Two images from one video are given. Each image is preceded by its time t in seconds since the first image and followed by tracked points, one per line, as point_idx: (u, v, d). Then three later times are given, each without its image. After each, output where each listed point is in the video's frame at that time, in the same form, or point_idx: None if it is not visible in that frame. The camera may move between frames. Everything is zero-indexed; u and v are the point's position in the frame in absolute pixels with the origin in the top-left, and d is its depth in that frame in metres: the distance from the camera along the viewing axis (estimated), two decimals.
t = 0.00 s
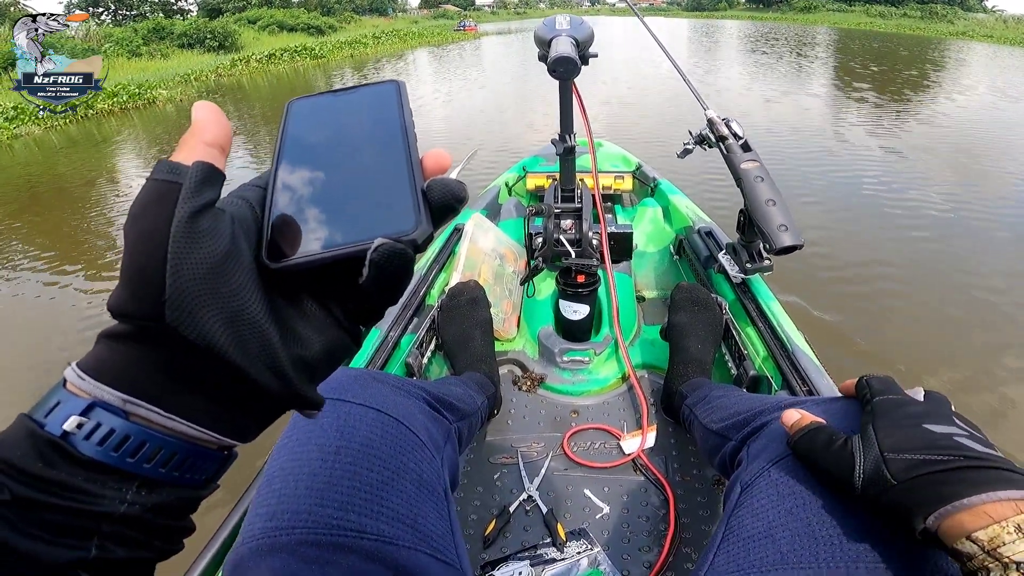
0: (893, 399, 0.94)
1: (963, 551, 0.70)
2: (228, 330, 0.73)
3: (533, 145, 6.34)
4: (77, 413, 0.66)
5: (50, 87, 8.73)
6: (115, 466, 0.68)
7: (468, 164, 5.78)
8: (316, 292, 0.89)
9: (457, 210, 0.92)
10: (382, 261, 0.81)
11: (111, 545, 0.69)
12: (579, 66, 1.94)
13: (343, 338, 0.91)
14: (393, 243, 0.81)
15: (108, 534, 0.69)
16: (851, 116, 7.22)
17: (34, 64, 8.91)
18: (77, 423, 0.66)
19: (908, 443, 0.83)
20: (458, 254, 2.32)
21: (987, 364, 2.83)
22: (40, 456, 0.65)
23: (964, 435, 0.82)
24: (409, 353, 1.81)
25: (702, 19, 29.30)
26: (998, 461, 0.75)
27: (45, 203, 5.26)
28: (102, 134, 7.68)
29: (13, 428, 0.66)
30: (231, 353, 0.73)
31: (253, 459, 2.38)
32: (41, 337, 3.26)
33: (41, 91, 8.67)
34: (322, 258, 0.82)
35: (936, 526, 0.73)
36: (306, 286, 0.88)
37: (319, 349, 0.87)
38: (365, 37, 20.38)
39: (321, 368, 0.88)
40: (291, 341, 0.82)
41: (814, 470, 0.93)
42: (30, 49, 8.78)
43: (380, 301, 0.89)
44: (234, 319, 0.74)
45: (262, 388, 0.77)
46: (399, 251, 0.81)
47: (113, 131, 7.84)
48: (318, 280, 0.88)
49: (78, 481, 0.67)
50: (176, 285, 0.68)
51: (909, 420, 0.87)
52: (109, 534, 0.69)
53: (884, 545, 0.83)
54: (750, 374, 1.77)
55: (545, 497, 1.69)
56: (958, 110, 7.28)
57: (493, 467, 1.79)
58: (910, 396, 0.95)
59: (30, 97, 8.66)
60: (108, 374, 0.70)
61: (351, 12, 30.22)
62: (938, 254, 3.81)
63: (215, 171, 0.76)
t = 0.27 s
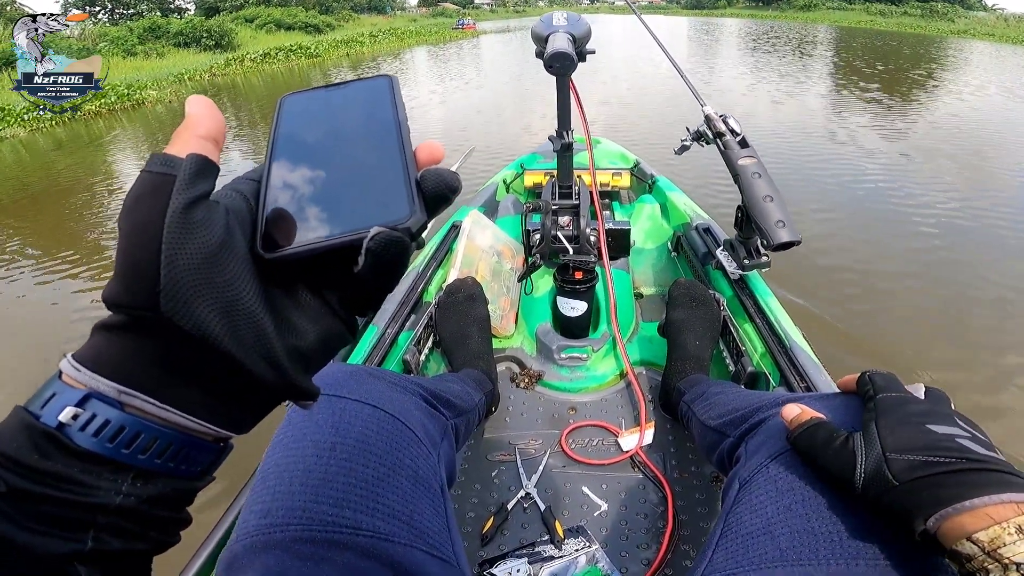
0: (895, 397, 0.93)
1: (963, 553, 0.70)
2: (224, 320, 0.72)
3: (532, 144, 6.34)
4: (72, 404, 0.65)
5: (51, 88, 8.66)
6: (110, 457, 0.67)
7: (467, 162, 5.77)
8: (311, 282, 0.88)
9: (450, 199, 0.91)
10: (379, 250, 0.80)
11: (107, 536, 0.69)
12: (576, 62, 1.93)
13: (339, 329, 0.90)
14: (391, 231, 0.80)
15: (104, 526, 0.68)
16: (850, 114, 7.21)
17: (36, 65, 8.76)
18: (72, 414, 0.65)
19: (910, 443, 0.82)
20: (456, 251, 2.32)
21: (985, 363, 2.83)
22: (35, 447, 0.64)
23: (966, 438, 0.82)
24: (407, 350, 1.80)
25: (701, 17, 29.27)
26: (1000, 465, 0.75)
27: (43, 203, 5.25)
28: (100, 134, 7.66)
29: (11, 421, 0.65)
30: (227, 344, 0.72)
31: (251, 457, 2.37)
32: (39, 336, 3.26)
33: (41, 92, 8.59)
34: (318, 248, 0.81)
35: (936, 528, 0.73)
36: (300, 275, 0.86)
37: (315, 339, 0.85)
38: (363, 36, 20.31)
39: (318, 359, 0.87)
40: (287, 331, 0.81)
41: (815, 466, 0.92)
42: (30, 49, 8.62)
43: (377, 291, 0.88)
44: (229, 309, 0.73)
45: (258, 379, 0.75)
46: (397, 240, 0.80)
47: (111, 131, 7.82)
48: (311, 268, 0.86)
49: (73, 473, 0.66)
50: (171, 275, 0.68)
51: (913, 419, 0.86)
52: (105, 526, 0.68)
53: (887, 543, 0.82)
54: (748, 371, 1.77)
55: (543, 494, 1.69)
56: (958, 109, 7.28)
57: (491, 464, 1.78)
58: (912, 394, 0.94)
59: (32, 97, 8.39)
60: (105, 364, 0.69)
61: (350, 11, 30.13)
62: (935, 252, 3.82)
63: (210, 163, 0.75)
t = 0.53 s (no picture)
0: (891, 395, 0.94)
1: (955, 550, 0.70)
2: (216, 311, 0.72)
3: (531, 143, 6.33)
4: (66, 398, 0.66)
5: (51, 87, 8.64)
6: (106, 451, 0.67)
7: (466, 160, 5.77)
8: (305, 272, 0.89)
9: (444, 190, 0.93)
10: (373, 240, 0.80)
11: (102, 530, 0.69)
12: (574, 61, 1.94)
13: (333, 319, 0.90)
14: (384, 222, 0.80)
15: (99, 520, 0.68)
16: (850, 113, 7.21)
17: (36, 65, 8.77)
18: (66, 407, 0.65)
19: (905, 441, 0.83)
20: (455, 249, 2.32)
21: (983, 362, 2.84)
22: (29, 441, 0.64)
23: (960, 436, 0.82)
24: (405, 348, 1.81)
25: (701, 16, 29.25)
26: (993, 464, 0.76)
27: (43, 203, 5.25)
28: (99, 133, 7.65)
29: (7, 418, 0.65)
30: (221, 335, 0.72)
31: (250, 455, 2.38)
32: (39, 335, 3.26)
33: (42, 91, 8.56)
34: (312, 239, 0.81)
35: (929, 526, 0.73)
36: (294, 267, 0.88)
37: (309, 331, 0.86)
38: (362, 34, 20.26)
39: (312, 350, 0.87)
40: (281, 322, 0.81)
41: (810, 463, 0.93)
42: (31, 50, 8.68)
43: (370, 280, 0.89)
44: (223, 300, 0.73)
45: (252, 370, 0.76)
46: (389, 231, 0.81)
47: (110, 130, 7.80)
48: (304, 259, 0.87)
49: (68, 466, 0.66)
50: (164, 267, 0.68)
51: (908, 417, 0.87)
52: (100, 519, 0.68)
53: (883, 539, 0.82)
54: (746, 369, 1.78)
55: (541, 492, 1.69)
56: (958, 108, 7.27)
57: (490, 462, 1.79)
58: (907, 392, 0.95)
59: (31, 96, 8.52)
60: (99, 358, 0.69)
61: (349, 9, 30.05)
62: (934, 252, 3.83)
63: (201, 157, 0.76)
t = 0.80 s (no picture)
0: (887, 394, 0.94)
1: (950, 548, 0.72)
2: (213, 311, 0.73)
3: (531, 143, 6.35)
4: (63, 399, 0.66)
5: (50, 86, 8.67)
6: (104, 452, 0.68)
7: (466, 161, 5.78)
8: (303, 272, 0.89)
9: (442, 189, 0.92)
10: (372, 239, 0.81)
11: (101, 530, 0.70)
12: (573, 62, 1.95)
13: (330, 318, 0.90)
14: (383, 221, 0.80)
15: (97, 521, 0.69)
16: (849, 115, 7.23)
17: (35, 64, 8.83)
18: (63, 408, 0.66)
19: (901, 440, 0.83)
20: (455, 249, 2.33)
21: (979, 363, 2.86)
22: (27, 441, 0.65)
23: (954, 435, 0.83)
24: (405, 348, 1.82)
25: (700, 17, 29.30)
26: (987, 462, 0.76)
27: (43, 203, 5.25)
28: (99, 133, 7.65)
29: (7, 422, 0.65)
30: (218, 335, 0.73)
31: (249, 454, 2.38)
32: (40, 335, 3.26)
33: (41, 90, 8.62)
34: (310, 238, 0.81)
35: (924, 523, 0.74)
36: (291, 266, 0.88)
37: (306, 330, 0.86)
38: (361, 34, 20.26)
39: (310, 349, 0.88)
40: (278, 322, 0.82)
41: (807, 463, 0.93)
42: (30, 50, 8.74)
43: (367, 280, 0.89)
44: (219, 300, 0.74)
45: (249, 369, 0.77)
46: (388, 230, 0.81)
47: (110, 130, 7.80)
48: (302, 259, 0.87)
49: (66, 467, 0.67)
50: (161, 267, 0.69)
51: (904, 416, 0.88)
52: (98, 520, 0.69)
53: (880, 538, 0.83)
54: (744, 369, 1.79)
55: (541, 491, 1.70)
56: (957, 110, 7.30)
57: (489, 461, 1.79)
58: (903, 391, 0.96)
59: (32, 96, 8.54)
60: (95, 360, 0.70)
61: (348, 9, 30.06)
62: (932, 253, 3.85)
63: (197, 156, 0.76)
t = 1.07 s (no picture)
0: (873, 389, 0.98)
1: (931, 538, 0.74)
2: (210, 286, 0.77)
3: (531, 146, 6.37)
4: (64, 368, 0.69)
5: (50, 87, 8.69)
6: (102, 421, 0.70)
7: (466, 163, 5.81)
8: (298, 246, 0.94)
9: (445, 174, 1.01)
10: (398, 219, 0.90)
11: (100, 502, 0.71)
12: (573, 67, 1.98)
13: (321, 294, 0.95)
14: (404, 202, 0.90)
15: (96, 492, 0.71)
16: (849, 119, 7.26)
17: (35, 64, 8.83)
18: (64, 377, 0.68)
19: (885, 433, 0.86)
20: (455, 250, 2.36)
21: (974, 366, 2.89)
22: (28, 412, 0.67)
23: (937, 429, 0.86)
24: (406, 346, 1.85)
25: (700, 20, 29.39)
26: (966, 456, 0.79)
27: (44, 204, 5.27)
28: (99, 134, 7.66)
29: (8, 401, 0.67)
30: (213, 309, 0.77)
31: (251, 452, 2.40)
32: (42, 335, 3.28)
33: (41, 91, 8.64)
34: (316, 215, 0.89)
35: (906, 513, 0.77)
36: (289, 241, 0.93)
37: (300, 306, 0.92)
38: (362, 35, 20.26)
39: (301, 323, 0.93)
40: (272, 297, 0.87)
41: (796, 455, 0.96)
42: (30, 50, 8.75)
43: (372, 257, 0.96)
44: (215, 275, 0.78)
45: (244, 343, 0.81)
46: (409, 209, 0.90)
47: (110, 131, 7.82)
48: (301, 235, 0.93)
49: (66, 437, 0.69)
50: (160, 242, 0.72)
51: (888, 410, 0.91)
52: (98, 491, 0.71)
53: (866, 528, 0.86)
54: (738, 369, 1.83)
55: (539, 488, 1.73)
56: (957, 115, 7.32)
57: (488, 459, 1.82)
58: (888, 386, 0.99)
59: (32, 96, 8.55)
60: (95, 331, 0.72)
61: (349, 9, 30.07)
62: (929, 257, 3.88)
63: (198, 135, 0.79)
